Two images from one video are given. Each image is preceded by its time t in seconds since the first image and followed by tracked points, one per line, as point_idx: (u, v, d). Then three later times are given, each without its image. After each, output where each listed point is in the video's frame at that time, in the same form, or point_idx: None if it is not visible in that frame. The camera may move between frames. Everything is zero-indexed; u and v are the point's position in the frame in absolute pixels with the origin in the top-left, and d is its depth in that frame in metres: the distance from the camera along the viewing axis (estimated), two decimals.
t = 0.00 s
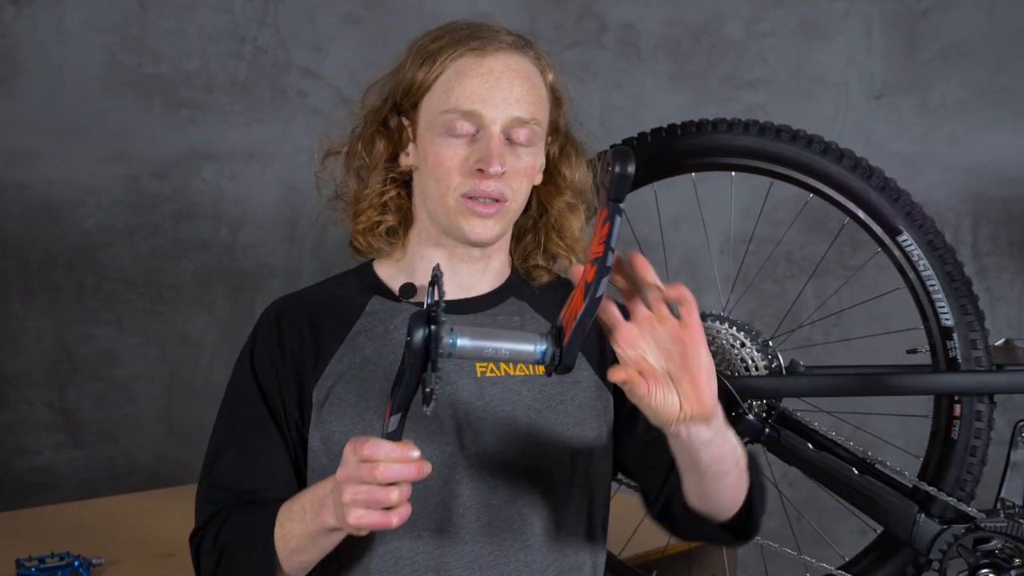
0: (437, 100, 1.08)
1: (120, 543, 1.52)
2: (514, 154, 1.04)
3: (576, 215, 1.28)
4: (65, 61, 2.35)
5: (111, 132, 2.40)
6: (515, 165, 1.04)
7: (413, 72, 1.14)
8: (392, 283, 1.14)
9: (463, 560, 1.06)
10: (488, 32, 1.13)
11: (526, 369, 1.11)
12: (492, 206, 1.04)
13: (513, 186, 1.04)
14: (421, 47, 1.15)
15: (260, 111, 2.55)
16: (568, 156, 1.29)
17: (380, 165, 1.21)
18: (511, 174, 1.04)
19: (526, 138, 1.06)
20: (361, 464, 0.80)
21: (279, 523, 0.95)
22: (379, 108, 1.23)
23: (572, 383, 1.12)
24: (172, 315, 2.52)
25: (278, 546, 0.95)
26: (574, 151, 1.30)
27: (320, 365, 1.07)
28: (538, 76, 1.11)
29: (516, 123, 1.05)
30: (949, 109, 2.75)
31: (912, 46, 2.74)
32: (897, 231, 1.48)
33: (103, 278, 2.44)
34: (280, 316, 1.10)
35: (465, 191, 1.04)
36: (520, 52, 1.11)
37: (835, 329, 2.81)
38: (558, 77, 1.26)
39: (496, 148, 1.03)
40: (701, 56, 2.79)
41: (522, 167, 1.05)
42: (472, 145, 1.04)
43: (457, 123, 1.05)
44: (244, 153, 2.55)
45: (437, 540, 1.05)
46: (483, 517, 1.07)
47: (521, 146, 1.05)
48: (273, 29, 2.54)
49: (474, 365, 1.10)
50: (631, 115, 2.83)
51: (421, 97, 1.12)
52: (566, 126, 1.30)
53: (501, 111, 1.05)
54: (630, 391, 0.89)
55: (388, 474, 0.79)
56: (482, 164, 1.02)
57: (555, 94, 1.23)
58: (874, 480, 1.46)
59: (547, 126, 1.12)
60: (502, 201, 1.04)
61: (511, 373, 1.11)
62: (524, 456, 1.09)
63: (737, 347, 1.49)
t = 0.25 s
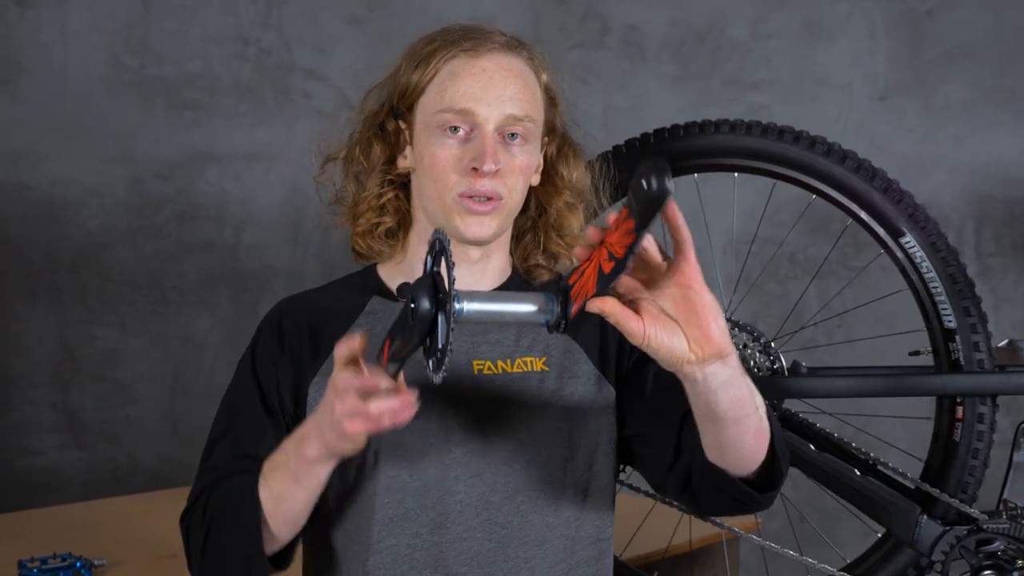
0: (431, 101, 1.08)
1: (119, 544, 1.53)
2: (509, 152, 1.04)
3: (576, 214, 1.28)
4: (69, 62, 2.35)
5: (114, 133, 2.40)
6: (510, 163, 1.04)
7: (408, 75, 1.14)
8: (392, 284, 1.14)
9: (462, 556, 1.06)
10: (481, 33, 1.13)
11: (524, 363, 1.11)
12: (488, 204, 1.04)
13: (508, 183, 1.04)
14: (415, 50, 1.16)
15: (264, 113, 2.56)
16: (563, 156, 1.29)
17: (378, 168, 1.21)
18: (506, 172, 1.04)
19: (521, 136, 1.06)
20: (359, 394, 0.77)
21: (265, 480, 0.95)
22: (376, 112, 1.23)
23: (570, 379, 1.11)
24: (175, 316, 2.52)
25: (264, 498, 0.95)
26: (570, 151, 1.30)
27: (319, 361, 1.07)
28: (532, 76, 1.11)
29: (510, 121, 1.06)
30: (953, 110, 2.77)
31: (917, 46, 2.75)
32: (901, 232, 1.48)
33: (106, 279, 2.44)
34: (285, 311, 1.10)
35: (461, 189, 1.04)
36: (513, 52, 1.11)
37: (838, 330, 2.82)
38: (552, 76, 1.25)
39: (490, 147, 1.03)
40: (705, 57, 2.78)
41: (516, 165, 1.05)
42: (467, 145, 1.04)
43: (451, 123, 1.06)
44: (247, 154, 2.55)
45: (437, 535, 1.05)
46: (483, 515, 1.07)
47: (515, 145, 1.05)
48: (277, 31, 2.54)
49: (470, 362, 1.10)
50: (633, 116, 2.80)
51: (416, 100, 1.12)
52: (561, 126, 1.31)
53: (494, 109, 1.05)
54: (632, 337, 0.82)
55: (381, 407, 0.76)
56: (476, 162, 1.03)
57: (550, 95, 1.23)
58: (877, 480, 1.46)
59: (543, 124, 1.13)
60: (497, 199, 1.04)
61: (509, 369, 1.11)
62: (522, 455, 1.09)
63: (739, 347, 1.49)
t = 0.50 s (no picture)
0: (420, 108, 1.09)
1: (121, 545, 1.52)
2: (498, 153, 1.04)
3: (576, 210, 1.28)
4: (70, 62, 2.35)
5: (116, 133, 2.40)
6: (499, 163, 1.04)
7: (398, 85, 1.15)
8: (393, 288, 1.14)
9: (456, 551, 1.05)
10: (468, 37, 1.14)
11: (523, 364, 1.11)
12: (480, 206, 1.03)
13: (500, 184, 1.04)
14: (405, 61, 1.17)
15: (266, 113, 2.56)
16: (564, 152, 1.28)
17: (375, 177, 1.22)
18: (497, 174, 1.03)
19: (510, 138, 1.06)
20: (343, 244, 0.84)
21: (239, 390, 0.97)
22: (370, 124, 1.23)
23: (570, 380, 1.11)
24: (178, 316, 2.52)
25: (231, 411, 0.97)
26: (570, 147, 1.28)
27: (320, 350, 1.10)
28: (520, 76, 1.12)
29: (497, 123, 1.06)
30: (955, 110, 2.77)
31: (919, 45, 2.75)
32: (902, 233, 1.47)
33: (109, 279, 2.44)
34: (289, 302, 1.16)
35: (452, 194, 1.03)
36: (499, 55, 1.12)
37: (841, 330, 2.81)
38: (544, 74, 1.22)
39: (479, 150, 1.03)
40: (707, 57, 2.78)
41: (507, 166, 1.04)
42: (456, 149, 1.04)
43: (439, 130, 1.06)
44: (249, 155, 2.55)
45: (430, 530, 1.05)
46: (478, 512, 1.06)
47: (505, 146, 1.05)
48: (278, 32, 2.54)
49: (469, 361, 1.11)
50: (635, 116, 2.79)
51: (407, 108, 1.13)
52: (559, 120, 1.28)
53: (479, 113, 1.06)
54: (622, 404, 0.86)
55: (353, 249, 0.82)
56: (465, 166, 1.02)
57: (541, 90, 1.20)
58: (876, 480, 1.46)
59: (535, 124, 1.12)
60: (490, 201, 1.03)
61: (509, 369, 1.11)
62: (518, 450, 1.08)
63: (741, 348, 1.48)
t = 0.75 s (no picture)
0: (417, 109, 1.07)
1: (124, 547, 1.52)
2: (497, 152, 1.03)
3: (576, 206, 1.29)
4: (75, 65, 2.35)
5: (122, 136, 2.41)
6: (497, 161, 1.03)
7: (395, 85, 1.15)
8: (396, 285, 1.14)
9: (455, 548, 1.05)
10: (459, 39, 1.14)
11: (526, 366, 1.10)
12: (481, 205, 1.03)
13: (499, 182, 1.03)
14: (403, 62, 1.16)
15: (270, 115, 2.56)
16: (561, 152, 1.28)
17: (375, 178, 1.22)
18: (495, 172, 1.03)
19: (508, 135, 1.05)
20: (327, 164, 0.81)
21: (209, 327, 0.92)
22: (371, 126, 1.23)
23: (573, 381, 1.13)
24: (183, 318, 2.52)
25: (208, 341, 0.91)
26: (569, 145, 1.29)
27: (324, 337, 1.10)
28: (514, 74, 1.11)
29: (494, 121, 1.05)
30: (961, 109, 2.74)
31: (924, 43, 2.74)
32: (906, 234, 1.47)
33: (115, 282, 2.44)
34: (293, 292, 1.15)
35: (453, 193, 1.03)
36: (493, 54, 1.11)
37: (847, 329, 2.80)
38: (538, 70, 1.21)
39: (478, 148, 1.02)
40: (712, 57, 2.77)
41: (505, 164, 1.04)
42: (455, 148, 1.03)
43: (436, 130, 1.04)
44: (254, 157, 2.55)
45: (428, 526, 1.05)
46: (477, 505, 1.07)
47: (502, 143, 1.04)
48: (282, 34, 2.54)
49: (475, 359, 1.10)
50: (640, 117, 2.81)
51: (404, 110, 1.12)
52: (556, 118, 1.28)
53: (477, 112, 1.04)
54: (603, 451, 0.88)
55: (341, 177, 0.79)
56: (464, 165, 1.01)
57: (536, 88, 1.19)
58: (878, 480, 1.45)
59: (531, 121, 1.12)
60: (490, 199, 1.03)
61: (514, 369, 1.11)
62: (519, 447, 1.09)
63: (744, 348, 1.47)
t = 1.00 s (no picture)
0: (415, 114, 1.08)
1: (129, 548, 1.53)
2: (495, 156, 1.04)
3: (570, 205, 1.28)
4: (80, 67, 2.35)
5: (127, 138, 2.41)
6: (496, 165, 1.04)
7: (390, 86, 1.15)
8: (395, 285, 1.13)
9: (459, 550, 1.05)
10: (453, 40, 1.14)
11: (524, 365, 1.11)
12: (480, 209, 1.03)
13: (498, 186, 1.04)
14: (395, 63, 1.16)
15: (274, 117, 2.57)
16: (553, 150, 1.28)
17: (371, 180, 1.22)
18: (494, 176, 1.03)
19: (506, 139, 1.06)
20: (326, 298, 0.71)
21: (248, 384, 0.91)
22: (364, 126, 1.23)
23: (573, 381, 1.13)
24: (188, 320, 2.53)
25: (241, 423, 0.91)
26: (564, 145, 1.29)
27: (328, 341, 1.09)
28: (512, 76, 1.12)
29: (492, 126, 1.06)
30: (968, 107, 2.75)
31: (929, 41, 2.74)
32: (910, 234, 1.47)
33: (120, 284, 2.45)
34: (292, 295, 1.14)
35: (452, 197, 1.03)
36: (490, 56, 1.12)
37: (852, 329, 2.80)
38: (535, 70, 1.22)
39: (476, 153, 1.03)
40: (715, 57, 2.77)
41: (504, 168, 1.04)
42: (453, 154, 1.04)
43: (435, 135, 1.05)
44: (258, 159, 2.56)
45: (434, 528, 1.05)
46: (481, 508, 1.06)
47: (501, 147, 1.05)
48: (286, 35, 2.55)
49: (474, 360, 1.11)
50: (644, 116, 2.79)
51: (401, 113, 1.13)
52: (550, 117, 1.28)
53: (476, 117, 1.05)
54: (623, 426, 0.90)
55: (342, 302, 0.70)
56: (463, 171, 1.02)
57: (532, 89, 1.20)
58: (881, 480, 1.45)
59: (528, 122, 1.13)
60: (489, 204, 1.04)
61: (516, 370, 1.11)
62: (519, 446, 1.09)
63: (746, 348, 1.48)
